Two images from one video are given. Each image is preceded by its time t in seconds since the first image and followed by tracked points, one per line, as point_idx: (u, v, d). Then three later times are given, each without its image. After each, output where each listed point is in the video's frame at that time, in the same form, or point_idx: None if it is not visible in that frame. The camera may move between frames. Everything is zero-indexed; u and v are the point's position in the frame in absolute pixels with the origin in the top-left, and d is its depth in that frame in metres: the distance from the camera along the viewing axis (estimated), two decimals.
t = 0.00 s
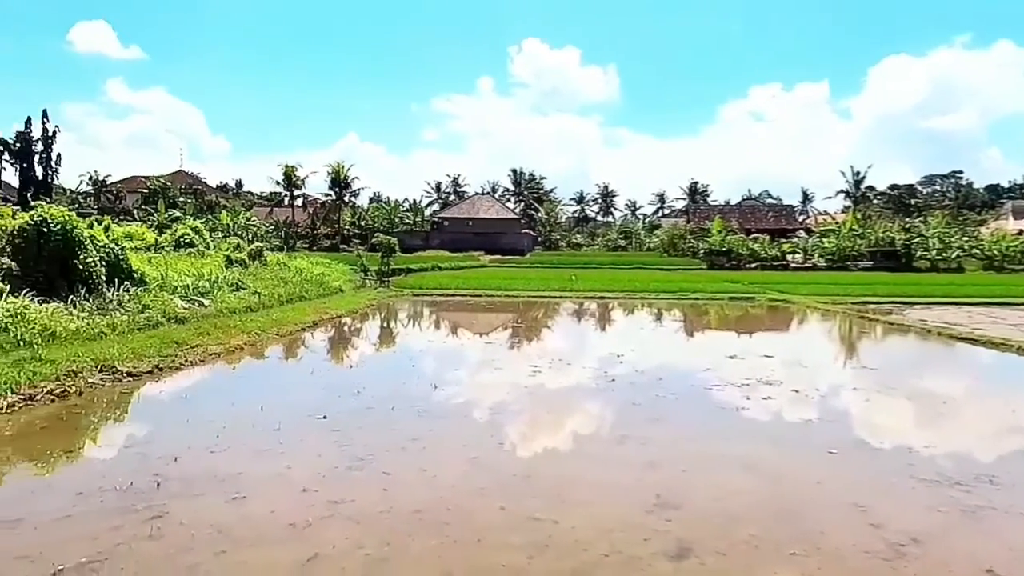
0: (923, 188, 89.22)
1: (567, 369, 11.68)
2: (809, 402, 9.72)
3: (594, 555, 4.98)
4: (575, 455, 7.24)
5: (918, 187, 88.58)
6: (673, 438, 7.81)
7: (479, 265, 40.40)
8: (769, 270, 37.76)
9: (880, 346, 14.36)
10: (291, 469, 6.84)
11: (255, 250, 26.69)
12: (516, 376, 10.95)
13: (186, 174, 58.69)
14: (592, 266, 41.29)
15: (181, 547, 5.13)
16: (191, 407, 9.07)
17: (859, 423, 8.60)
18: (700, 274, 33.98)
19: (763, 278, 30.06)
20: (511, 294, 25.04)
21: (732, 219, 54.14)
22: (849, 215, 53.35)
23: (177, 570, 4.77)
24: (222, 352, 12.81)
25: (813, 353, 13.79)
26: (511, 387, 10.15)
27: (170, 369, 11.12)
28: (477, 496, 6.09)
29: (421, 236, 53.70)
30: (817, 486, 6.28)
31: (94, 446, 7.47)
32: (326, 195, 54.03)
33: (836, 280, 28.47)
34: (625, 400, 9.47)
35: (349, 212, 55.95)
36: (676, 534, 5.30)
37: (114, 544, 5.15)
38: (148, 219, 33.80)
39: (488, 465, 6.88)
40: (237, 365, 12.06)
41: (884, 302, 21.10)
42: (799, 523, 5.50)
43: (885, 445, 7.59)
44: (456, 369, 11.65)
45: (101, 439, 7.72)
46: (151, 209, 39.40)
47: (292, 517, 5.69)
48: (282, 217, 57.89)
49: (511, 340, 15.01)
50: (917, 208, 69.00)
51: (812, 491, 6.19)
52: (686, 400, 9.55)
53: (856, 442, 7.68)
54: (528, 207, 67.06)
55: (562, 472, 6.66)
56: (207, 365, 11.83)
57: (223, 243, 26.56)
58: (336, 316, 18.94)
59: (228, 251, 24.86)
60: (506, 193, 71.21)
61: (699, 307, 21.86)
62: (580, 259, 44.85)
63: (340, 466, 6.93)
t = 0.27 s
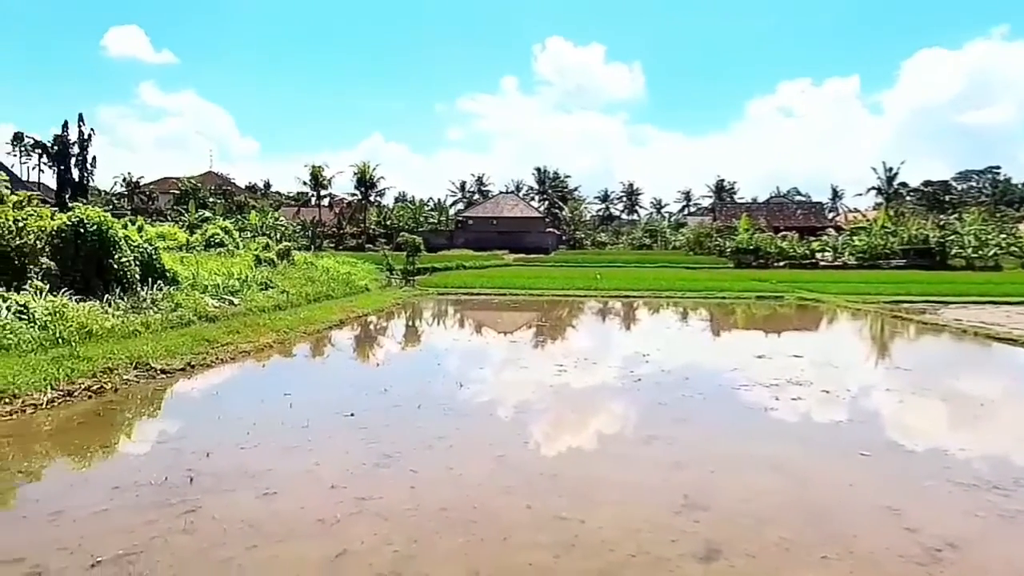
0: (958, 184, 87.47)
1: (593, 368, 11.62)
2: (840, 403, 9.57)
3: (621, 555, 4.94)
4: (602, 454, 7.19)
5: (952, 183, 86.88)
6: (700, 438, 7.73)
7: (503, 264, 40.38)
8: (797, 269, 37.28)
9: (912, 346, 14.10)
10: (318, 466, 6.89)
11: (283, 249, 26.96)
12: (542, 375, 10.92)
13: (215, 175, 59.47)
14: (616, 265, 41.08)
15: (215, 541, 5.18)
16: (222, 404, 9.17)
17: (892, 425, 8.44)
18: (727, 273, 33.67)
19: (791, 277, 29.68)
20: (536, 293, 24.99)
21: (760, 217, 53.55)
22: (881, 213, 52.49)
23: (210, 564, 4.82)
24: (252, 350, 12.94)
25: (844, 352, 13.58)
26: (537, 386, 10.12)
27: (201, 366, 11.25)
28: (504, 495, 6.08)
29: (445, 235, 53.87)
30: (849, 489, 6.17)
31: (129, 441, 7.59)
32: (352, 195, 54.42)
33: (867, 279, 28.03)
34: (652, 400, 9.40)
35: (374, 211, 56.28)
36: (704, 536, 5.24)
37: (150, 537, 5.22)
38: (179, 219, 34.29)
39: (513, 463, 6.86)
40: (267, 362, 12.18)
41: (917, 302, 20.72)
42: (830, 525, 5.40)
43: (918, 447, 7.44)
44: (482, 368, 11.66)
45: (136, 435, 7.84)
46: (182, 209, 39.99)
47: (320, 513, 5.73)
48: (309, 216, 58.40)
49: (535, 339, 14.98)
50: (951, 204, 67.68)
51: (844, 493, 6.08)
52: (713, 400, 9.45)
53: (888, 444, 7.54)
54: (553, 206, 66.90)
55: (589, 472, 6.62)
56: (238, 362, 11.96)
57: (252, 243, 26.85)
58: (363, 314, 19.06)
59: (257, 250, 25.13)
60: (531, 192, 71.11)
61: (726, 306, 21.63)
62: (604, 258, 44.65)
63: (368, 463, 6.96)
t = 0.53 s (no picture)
0: (985, 181, 86.16)
1: (612, 368, 11.59)
2: (863, 405, 9.47)
3: (642, 556, 4.93)
4: (622, 454, 7.19)
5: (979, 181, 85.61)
6: (721, 439, 7.70)
7: (522, 263, 40.41)
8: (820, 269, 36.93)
9: (937, 347, 13.94)
10: (339, 463, 6.95)
11: (304, 248, 27.18)
12: (562, 375, 10.92)
13: (238, 174, 60.09)
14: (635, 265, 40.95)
15: (240, 536, 5.25)
16: (245, 401, 9.28)
17: (916, 428, 8.36)
18: (748, 273, 33.43)
19: (814, 277, 29.42)
20: (555, 292, 24.99)
21: (782, 216, 53.10)
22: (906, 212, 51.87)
23: (235, 559, 4.89)
24: (274, 348, 13.08)
25: (867, 353, 13.46)
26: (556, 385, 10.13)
27: (224, 363, 11.39)
28: (526, 494, 6.10)
29: (464, 234, 54.00)
30: (874, 493, 6.13)
31: (155, 436, 7.71)
32: (372, 194, 54.72)
33: (891, 279, 27.69)
34: (672, 400, 9.37)
35: (394, 210, 56.53)
36: (727, 538, 5.22)
37: (176, 531, 5.30)
38: (203, 219, 34.68)
39: (533, 463, 6.87)
40: (288, 360, 12.30)
41: (944, 302, 20.47)
42: (854, 530, 5.36)
43: (943, 451, 7.36)
44: (501, 367, 11.68)
45: (161, 430, 7.96)
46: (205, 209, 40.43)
47: (341, 509, 5.78)
48: (330, 216, 58.82)
49: (554, 338, 14.98)
50: (978, 203, 66.65)
51: (869, 497, 6.04)
52: (735, 402, 9.40)
53: (913, 448, 7.45)
54: (572, 205, 66.75)
55: (611, 472, 6.63)
56: (260, 360, 12.10)
57: (274, 242, 27.10)
58: (383, 313, 19.18)
59: (278, 249, 25.37)
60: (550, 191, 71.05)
61: (746, 306, 21.51)
62: (624, 258, 44.50)
63: (389, 461, 7.01)
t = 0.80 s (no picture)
0: (1006, 181, 85.12)
1: (626, 368, 11.57)
2: (881, 408, 9.39)
3: (658, 558, 4.92)
4: (637, 455, 7.18)
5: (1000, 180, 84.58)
6: (737, 441, 7.67)
7: (536, 263, 40.40)
8: (838, 269, 36.64)
9: (956, 349, 13.79)
10: (355, 462, 6.98)
11: (320, 248, 27.33)
12: (576, 375, 10.91)
13: (254, 174, 60.50)
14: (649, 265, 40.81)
15: (258, 533, 5.29)
16: (261, 399, 9.34)
17: (935, 431, 8.27)
18: (764, 273, 33.21)
19: (831, 278, 29.18)
20: (570, 292, 24.96)
21: (799, 216, 52.73)
22: (925, 212, 51.32)
23: (254, 556, 4.92)
24: (290, 346, 13.16)
25: (884, 355, 13.34)
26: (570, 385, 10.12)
27: (241, 362, 11.48)
28: (541, 494, 6.10)
29: (479, 234, 54.06)
30: (892, 496, 6.08)
31: (173, 434, 7.78)
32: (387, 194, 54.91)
33: (910, 280, 27.43)
34: (687, 401, 9.33)
35: (408, 210, 56.69)
36: (743, 541, 5.20)
37: (195, 527, 5.34)
38: (220, 219, 34.93)
39: (548, 463, 6.87)
40: (304, 359, 12.37)
41: (963, 303, 20.25)
42: (873, 533, 5.32)
43: (963, 455, 7.28)
44: (515, 367, 11.69)
45: (179, 428, 8.03)
46: (222, 209, 40.73)
47: (358, 508, 5.81)
48: (345, 216, 59.10)
49: (568, 338, 14.97)
50: (998, 203, 65.80)
51: (887, 500, 6.00)
52: (750, 403, 9.35)
53: (932, 451, 7.38)
54: (586, 205, 66.63)
55: (626, 472, 6.62)
56: (277, 358, 12.17)
57: (290, 241, 27.26)
58: (397, 313, 19.25)
59: (294, 248, 25.53)
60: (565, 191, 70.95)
61: (762, 307, 21.38)
62: (638, 258, 44.37)
63: (404, 460, 7.03)
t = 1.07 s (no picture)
0: None
1: (638, 369, 11.54)
2: (896, 411, 9.31)
3: (671, 560, 4.91)
4: (650, 456, 7.16)
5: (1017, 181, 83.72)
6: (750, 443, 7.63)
7: (547, 264, 40.38)
8: (852, 270, 36.41)
9: (972, 352, 13.66)
10: (368, 461, 6.99)
11: (332, 248, 27.42)
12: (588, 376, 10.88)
13: (267, 174, 60.78)
14: (661, 265, 40.69)
15: (272, 531, 5.31)
16: (274, 398, 9.39)
17: (952, 435, 8.19)
18: (777, 274, 33.03)
19: (845, 279, 28.96)
20: (581, 292, 24.92)
21: (813, 217, 52.41)
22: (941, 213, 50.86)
23: (268, 553, 4.95)
24: (303, 346, 13.21)
25: (899, 357, 13.23)
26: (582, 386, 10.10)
27: (254, 361, 11.53)
28: (554, 495, 6.09)
29: (490, 234, 54.08)
30: (908, 500, 6.03)
31: (186, 432, 7.83)
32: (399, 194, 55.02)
33: (926, 282, 27.20)
34: (700, 403, 9.29)
35: (420, 210, 56.78)
36: (757, 544, 5.18)
37: (210, 525, 5.38)
38: (233, 219, 35.14)
39: (560, 464, 6.86)
40: (317, 358, 12.41)
41: (980, 306, 20.05)
42: (888, 538, 5.28)
43: (980, 459, 7.21)
44: (527, 367, 11.68)
45: (193, 426, 8.08)
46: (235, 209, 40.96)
47: (371, 507, 5.83)
48: (357, 216, 59.27)
49: (580, 339, 14.95)
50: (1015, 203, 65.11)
51: (903, 504, 5.95)
52: (764, 405, 9.30)
53: (949, 455, 7.32)
54: (597, 205, 66.45)
55: (639, 474, 6.60)
56: (290, 358, 12.22)
57: (303, 241, 27.38)
58: (409, 313, 19.28)
59: (307, 248, 25.63)
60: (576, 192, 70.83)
61: (775, 308, 21.26)
62: (650, 258, 44.26)
63: (416, 460, 7.04)
